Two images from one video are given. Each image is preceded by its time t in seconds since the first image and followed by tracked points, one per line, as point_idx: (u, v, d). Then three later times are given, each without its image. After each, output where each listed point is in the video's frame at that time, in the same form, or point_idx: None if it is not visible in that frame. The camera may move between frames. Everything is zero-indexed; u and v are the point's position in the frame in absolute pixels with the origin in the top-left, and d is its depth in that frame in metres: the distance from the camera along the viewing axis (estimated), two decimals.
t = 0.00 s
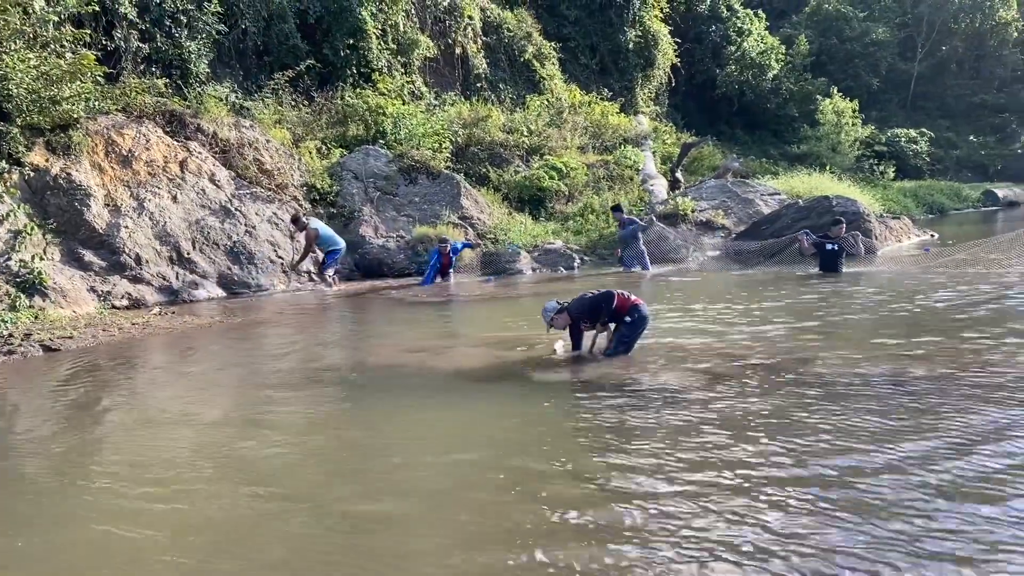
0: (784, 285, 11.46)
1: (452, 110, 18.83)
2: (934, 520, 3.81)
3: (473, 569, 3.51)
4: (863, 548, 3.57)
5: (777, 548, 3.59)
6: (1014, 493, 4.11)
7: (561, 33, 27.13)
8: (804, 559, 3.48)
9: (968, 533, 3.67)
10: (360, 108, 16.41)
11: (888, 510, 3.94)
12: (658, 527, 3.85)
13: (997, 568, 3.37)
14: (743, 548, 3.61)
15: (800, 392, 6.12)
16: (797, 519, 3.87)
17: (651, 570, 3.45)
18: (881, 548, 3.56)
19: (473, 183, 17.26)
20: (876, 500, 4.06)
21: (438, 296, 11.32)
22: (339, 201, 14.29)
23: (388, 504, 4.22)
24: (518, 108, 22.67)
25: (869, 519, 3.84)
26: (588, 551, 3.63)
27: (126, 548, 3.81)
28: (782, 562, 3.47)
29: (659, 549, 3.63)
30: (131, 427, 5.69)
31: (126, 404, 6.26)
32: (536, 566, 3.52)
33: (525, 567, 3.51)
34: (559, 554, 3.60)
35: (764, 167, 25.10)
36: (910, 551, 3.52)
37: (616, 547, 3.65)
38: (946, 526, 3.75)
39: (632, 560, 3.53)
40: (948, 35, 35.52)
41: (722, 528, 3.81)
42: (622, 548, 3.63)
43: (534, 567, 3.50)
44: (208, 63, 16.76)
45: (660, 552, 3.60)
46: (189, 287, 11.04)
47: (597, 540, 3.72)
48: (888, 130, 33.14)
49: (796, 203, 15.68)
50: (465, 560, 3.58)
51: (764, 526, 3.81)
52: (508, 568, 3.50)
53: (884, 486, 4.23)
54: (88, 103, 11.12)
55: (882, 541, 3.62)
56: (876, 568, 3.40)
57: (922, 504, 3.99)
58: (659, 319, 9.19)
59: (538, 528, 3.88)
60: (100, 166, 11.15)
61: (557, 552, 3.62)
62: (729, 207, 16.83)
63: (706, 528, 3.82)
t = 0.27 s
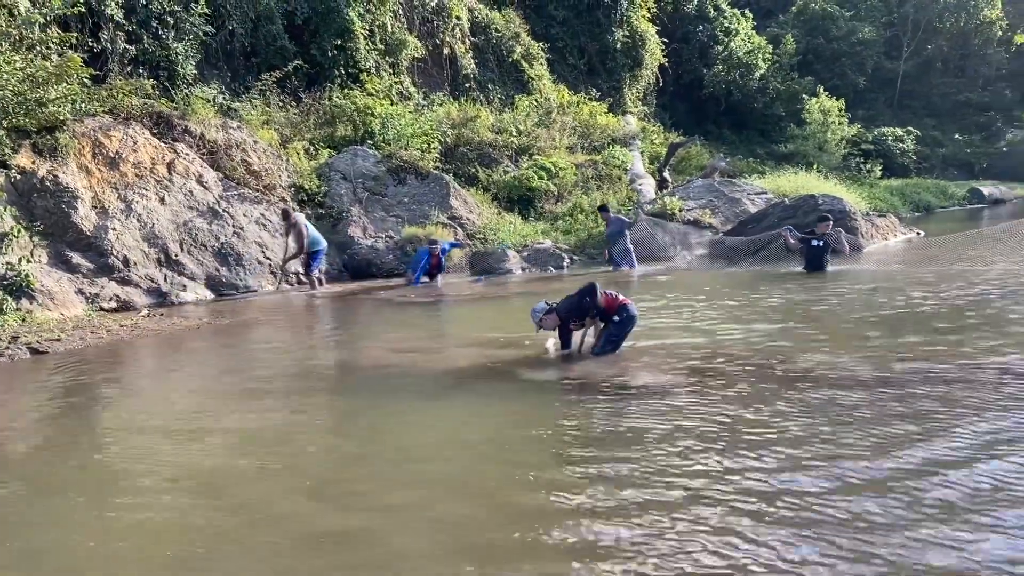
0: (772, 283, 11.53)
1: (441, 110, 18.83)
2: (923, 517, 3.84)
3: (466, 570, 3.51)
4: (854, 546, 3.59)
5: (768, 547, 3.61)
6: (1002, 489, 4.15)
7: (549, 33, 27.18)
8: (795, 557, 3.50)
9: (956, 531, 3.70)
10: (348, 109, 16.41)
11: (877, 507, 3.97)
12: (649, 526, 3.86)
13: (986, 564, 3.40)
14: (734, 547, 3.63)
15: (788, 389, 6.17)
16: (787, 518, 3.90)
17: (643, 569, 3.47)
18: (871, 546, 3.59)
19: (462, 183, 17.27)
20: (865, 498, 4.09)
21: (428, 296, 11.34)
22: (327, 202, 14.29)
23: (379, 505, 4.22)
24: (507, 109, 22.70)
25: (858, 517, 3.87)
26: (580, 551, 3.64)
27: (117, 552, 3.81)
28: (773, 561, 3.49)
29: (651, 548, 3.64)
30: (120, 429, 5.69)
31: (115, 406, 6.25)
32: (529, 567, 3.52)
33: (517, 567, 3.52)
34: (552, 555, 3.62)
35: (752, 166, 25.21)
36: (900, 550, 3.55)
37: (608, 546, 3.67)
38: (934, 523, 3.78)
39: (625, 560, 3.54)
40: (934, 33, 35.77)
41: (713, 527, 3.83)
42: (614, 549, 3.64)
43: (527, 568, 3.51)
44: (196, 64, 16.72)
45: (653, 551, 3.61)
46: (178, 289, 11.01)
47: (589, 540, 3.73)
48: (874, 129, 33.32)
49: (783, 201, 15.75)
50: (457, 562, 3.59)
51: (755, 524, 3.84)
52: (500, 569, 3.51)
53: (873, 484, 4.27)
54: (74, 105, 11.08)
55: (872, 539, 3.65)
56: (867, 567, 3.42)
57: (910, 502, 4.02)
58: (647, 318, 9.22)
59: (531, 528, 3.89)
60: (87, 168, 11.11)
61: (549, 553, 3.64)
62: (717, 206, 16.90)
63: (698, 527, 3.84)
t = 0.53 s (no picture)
0: (759, 281, 11.59)
1: (429, 109, 18.83)
2: (910, 513, 3.87)
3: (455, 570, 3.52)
4: (841, 542, 3.61)
5: (757, 544, 3.63)
6: (987, 484, 4.19)
7: (537, 32, 27.22)
8: (783, 554, 3.52)
9: (942, 526, 3.73)
10: (336, 108, 16.41)
11: (864, 504, 4.00)
12: (638, 525, 3.88)
13: (972, 560, 3.43)
14: (723, 544, 3.65)
15: (776, 385, 6.20)
16: (775, 515, 3.92)
17: (632, 568, 3.48)
18: (859, 542, 3.61)
19: (451, 183, 17.27)
20: (852, 495, 4.11)
21: (417, 295, 11.34)
22: (314, 202, 14.26)
23: (368, 505, 4.22)
24: (495, 107, 22.72)
25: (845, 513, 3.89)
26: (570, 550, 3.65)
27: (105, 554, 3.80)
28: (761, 559, 3.51)
29: (640, 547, 3.65)
30: (108, 431, 5.67)
31: (103, 407, 6.24)
32: (519, 567, 3.53)
33: (507, 567, 3.52)
34: (542, 554, 3.63)
35: (739, 164, 25.31)
36: (887, 545, 3.57)
37: (597, 546, 3.68)
38: (921, 519, 3.81)
39: (614, 559, 3.55)
40: (920, 31, 36.02)
41: (702, 524, 3.85)
42: (602, 547, 3.65)
43: (516, 568, 3.52)
44: (182, 64, 16.67)
45: (642, 550, 3.63)
46: (166, 289, 10.97)
47: (579, 539, 3.74)
48: (861, 126, 33.49)
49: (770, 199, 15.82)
50: (447, 562, 3.59)
51: (744, 521, 3.86)
52: (490, 569, 3.51)
53: (860, 480, 4.29)
54: (60, 106, 11.03)
55: (860, 535, 3.67)
56: (854, 563, 3.44)
57: (896, 498, 4.05)
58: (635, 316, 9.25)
59: (520, 527, 3.90)
60: (73, 169, 11.05)
61: (539, 552, 3.64)
62: (705, 204, 16.96)
63: (686, 525, 3.85)
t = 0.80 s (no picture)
0: (750, 278, 11.64)
1: (420, 109, 18.84)
2: (902, 507, 3.91)
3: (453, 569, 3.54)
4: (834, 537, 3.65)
5: (751, 541, 3.66)
6: (978, 479, 4.22)
7: (527, 31, 27.25)
8: (777, 549, 3.55)
9: (934, 519, 3.77)
10: (326, 108, 16.42)
11: (856, 499, 4.03)
12: (633, 522, 3.90)
13: (964, 552, 3.46)
14: (713, 538, 3.71)
15: (767, 382, 6.24)
16: (768, 511, 3.95)
17: (628, 565, 3.50)
18: (852, 536, 3.64)
19: (442, 182, 17.29)
20: (845, 490, 4.15)
21: (409, 295, 11.36)
22: (306, 202, 14.27)
23: (363, 505, 4.24)
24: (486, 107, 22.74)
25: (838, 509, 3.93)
26: (566, 548, 3.67)
27: (101, 556, 3.81)
28: (755, 554, 3.54)
29: (636, 544, 3.68)
30: (101, 432, 5.67)
31: (97, 408, 6.25)
32: (515, 565, 3.55)
33: (504, 566, 3.54)
34: (538, 552, 3.65)
35: (730, 162, 25.38)
36: (880, 539, 3.60)
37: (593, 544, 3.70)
38: (913, 513, 3.84)
39: (610, 556, 3.58)
40: (909, 29, 36.22)
41: (697, 522, 3.88)
42: (598, 546, 3.68)
43: (513, 566, 3.54)
44: (172, 65, 16.65)
45: (637, 548, 3.65)
46: (157, 290, 10.96)
47: (574, 538, 3.77)
48: (851, 124, 33.62)
49: (760, 197, 15.89)
50: (444, 561, 3.61)
51: (738, 518, 3.89)
52: (486, 568, 3.53)
53: (853, 476, 4.33)
54: (50, 107, 11.02)
55: (853, 530, 3.70)
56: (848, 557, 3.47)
57: (886, 491, 4.11)
58: (627, 314, 9.30)
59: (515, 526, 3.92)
60: (64, 170, 11.03)
61: (534, 551, 3.67)
62: (695, 202, 17.02)
63: (681, 522, 3.88)
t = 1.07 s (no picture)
0: (745, 277, 11.68)
1: (416, 109, 18.86)
2: (896, 507, 3.93)
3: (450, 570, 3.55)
4: (830, 537, 3.66)
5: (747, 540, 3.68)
6: (972, 477, 4.25)
7: (522, 31, 27.28)
8: (773, 545, 3.61)
9: (929, 518, 3.78)
10: (322, 109, 16.43)
11: (852, 499, 4.05)
12: (629, 523, 3.92)
13: (959, 551, 3.48)
14: (709, 535, 3.76)
15: (763, 381, 6.27)
16: (764, 511, 3.97)
17: (626, 563, 3.54)
18: (848, 537, 3.66)
19: (438, 183, 17.32)
20: (840, 490, 4.17)
21: (406, 296, 11.37)
22: (302, 204, 14.32)
23: (361, 507, 4.25)
24: (481, 107, 22.77)
25: (834, 509, 3.95)
26: (563, 549, 3.69)
27: (99, 559, 3.82)
28: (751, 554, 3.55)
29: (632, 545, 3.70)
30: (98, 436, 5.67)
31: (96, 411, 6.28)
32: (513, 566, 3.56)
33: (501, 567, 3.56)
34: (535, 553, 3.67)
35: (725, 160, 25.43)
36: (874, 539, 3.62)
37: (590, 545, 3.72)
38: (908, 512, 3.86)
39: (607, 557, 3.59)
40: (903, 27, 36.32)
41: (693, 521, 3.90)
42: (595, 546, 3.69)
43: (510, 567, 3.55)
44: (167, 67, 16.65)
45: (634, 548, 3.67)
46: (154, 292, 10.97)
47: (571, 538, 3.78)
48: (846, 122, 33.70)
49: (755, 195, 15.94)
50: (441, 562, 3.63)
51: (734, 518, 3.91)
52: (483, 569, 3.54)
53: (848, 476, 4.35)
54: (46, 110, 11.02)
55: (849, 529, 3.72)
56: (844, 557, 3.49)
57: (880, 488, 4.17)
58: (624, 313, 9.35)
59: (513, 527, 3.94)
60: (60, 173, 11.04)
61: (531, 552, 3.68)
62: (690, 201, 17.06)
63: (678, 522, 3.90)
